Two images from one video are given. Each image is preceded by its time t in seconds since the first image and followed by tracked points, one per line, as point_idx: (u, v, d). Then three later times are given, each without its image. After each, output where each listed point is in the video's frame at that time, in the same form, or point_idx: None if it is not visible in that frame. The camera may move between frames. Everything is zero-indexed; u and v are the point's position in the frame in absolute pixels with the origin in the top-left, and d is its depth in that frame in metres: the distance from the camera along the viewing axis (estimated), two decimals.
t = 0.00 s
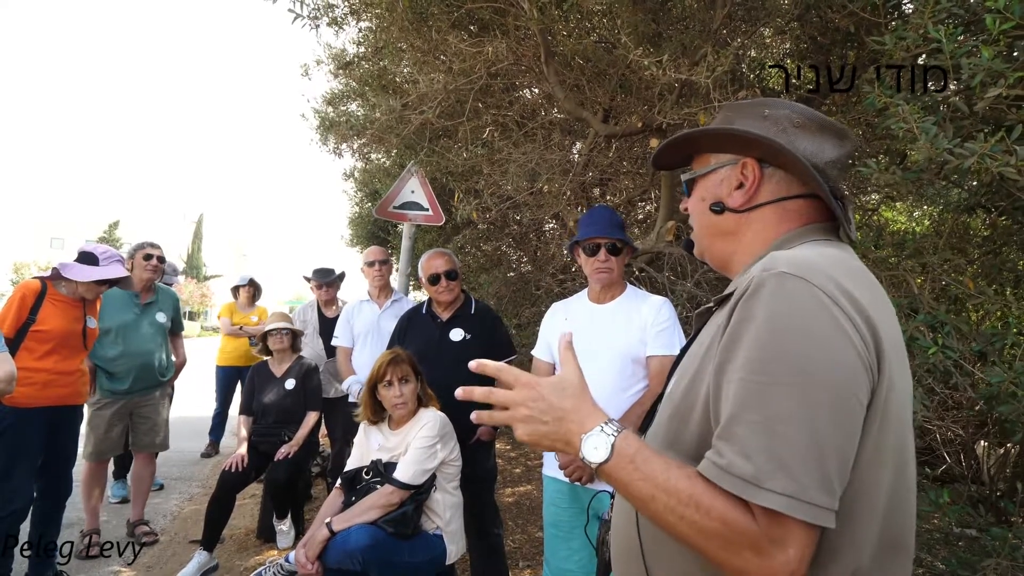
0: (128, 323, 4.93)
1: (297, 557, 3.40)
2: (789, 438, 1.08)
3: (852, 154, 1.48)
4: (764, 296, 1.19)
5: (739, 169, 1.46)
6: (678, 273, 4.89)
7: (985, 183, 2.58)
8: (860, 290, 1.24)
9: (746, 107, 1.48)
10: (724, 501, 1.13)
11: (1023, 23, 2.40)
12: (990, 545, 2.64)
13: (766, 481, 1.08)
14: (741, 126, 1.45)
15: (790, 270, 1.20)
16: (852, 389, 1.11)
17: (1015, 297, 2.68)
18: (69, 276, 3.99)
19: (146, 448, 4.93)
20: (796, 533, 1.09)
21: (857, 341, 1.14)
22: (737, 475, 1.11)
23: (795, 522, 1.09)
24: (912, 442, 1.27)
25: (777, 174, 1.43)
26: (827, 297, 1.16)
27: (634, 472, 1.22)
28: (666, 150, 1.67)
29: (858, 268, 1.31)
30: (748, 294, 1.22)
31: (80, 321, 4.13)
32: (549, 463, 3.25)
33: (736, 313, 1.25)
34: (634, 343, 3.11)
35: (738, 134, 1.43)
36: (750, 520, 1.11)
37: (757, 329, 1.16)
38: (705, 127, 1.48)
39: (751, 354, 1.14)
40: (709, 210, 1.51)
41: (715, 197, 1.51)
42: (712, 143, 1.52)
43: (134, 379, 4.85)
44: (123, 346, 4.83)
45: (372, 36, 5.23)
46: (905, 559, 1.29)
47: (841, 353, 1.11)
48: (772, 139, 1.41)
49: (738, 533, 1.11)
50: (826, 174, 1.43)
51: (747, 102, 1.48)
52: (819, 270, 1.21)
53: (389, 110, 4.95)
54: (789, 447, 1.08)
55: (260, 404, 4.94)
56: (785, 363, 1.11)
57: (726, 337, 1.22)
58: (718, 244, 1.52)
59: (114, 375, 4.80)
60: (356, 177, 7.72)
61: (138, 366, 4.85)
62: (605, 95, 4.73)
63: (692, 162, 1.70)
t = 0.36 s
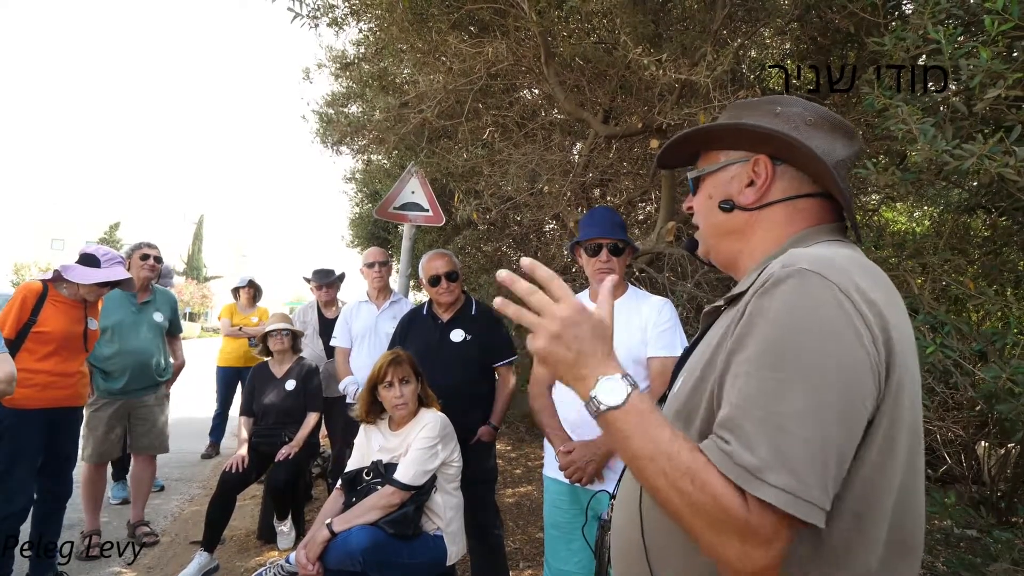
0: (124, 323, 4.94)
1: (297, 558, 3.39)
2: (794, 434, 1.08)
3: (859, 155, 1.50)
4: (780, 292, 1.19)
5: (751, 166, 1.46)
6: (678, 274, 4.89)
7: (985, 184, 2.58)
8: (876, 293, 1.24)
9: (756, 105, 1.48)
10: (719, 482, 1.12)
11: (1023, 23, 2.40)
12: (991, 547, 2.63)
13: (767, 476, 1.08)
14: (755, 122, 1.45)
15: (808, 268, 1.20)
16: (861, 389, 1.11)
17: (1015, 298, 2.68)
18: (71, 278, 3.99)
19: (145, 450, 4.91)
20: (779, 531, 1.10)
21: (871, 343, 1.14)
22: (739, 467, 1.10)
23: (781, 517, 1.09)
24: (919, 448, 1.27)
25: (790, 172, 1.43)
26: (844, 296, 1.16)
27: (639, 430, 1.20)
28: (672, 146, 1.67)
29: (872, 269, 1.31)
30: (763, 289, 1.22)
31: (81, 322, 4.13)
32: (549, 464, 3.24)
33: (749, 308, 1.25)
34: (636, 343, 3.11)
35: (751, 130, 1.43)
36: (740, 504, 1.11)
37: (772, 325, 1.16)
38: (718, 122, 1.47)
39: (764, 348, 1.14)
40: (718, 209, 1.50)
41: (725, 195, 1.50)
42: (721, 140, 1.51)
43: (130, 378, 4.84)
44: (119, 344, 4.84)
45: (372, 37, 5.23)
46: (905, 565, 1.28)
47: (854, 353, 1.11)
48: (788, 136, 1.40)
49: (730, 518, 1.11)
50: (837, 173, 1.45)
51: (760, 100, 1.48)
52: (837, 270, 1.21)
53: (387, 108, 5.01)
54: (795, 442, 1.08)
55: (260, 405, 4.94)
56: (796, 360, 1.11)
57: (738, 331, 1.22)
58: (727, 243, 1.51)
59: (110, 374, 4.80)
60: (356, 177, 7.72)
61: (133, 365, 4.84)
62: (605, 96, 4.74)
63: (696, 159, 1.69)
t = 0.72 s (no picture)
0: (123, 322, 4.94)
1: (298, 558, 3.40)
2: (803, 437, 1.08)
3: (861, 156, 1.50)
4: (779, 293, 1.19)
5: (752, 165, 1.46)
6: (678, 274, 4.89)
7: (983, 183, 2.57)
8: (874, 289, 1.24)
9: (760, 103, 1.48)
10: (732, 501, 1.13)
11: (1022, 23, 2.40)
12: (991, 547, 2.63)
13: (779, 480, 1.08)
14: (756, 120, 1.45)
15: (805, 268, 1.20)
16: (866, 388, 1.11)
17: (1015, 297, 2.68)
18: (70, 278, 3.99)
19: (145, 450, 4.90)
20: (807, 535, 1.09)
21: (872, 340, 1.14)
22: (751, 475, 1.10)
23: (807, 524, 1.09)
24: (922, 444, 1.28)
25: (791, 171, 1.43)
26: (844, 295, 1.16)
27: (638, 468, 1.21)
28: (673, 145, 1.67)
29: (871, 265, 1.32)
30: (762, 291, 1.22)
31: (80, 322, 4.13)
32: (548, 465, 3.24)
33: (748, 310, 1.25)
34: (634, 343, 3.12)
35: (753, 128, 1.43)
36: (760, 520, 1.11)
37: (773, 327, 1.16)
38: (720, 121, 1.47)
39: (767, 351, 1.14)
40: (719, 207, 1.50)
41: (725, 194, 1.50)
42: (723, 138, 1.52)
43: (129, 376, 4.84)
44: (119, 343, 4.85)
45: (372, 37, 5.24)
46: (912, 557, 1.29)
47: (857, 351, 1.11)
48: (790, 135, 1.40)
49: (750, 533, 1.11)
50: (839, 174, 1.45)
51: (762, 99, 1.48)
52: (835, 268, 1.21)
53: (387, 108, 5.01)
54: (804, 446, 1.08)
55: (260, 405, 4.93)
56: (800, 362, 1.11)
57: (739, 334, 1.22)
58: (727, 241, 1.51)
59: (110, 373, 4.80)
60: (356, 177, 7.73)
61: (133, 363, 4.84)
62: (605, 96, 4.74)
63: (698, 158, 1.69)
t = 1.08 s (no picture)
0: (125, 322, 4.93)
1: (298, 558, 3.39)
2: (805, 441, 1.08)
3: (865, 158, 1.51)
4: (782, 296, 1.19)
5: (760, 162, 1.46)
6: (678, 273, 4.89)
7: (984, 181, 2.56)
8: (877, 292, 1.24)
9: (771, 99, 1.47)
10: (726, 507, 1.13)
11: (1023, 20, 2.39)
12: (990, 546, 2.63)
13: (780, 484, 1.08)
14: (767, 117, 1.44)
15: (808, 271, 1.21)
16: (868, 391, 1.11)
17: (1015, 295, 2.68)
18: (70, 278, 3.99)
19: (145, 451, 4.91)
20: (804, 537, 1.10)
21: (874, 344, 1.14)
22: (752, 479, 1.10)
23: (804, 525, 1.09)
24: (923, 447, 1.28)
25: (798, 170, 1.44)
26: (847, 298, 1.16)
27: (628, 486, 1.21)
28: (681, 136, 1.66)
29: (873, 268, 1.32)
30: (765, 293, 1.22)
31: (79, 322, 4.13)
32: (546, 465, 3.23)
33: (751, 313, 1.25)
34: (631, 343, 3.12)
35: (764, 125, 1.42)
36: (756, 524, 1.11)
37: (775, 330, 1.16)
38: (731, 115, 1.46)
39: (769, 354, 1.14)
40: (724, 203, 1.50)
41: (731, 190, 1.50)
42: (731, 133, 1.51)
43: (131, 376, 4.83)
44: (121, 344, 4.84)
45: (372, 37, 5.24)
46: (911, 560, 1.29)
47: (860, 354, 1.12)
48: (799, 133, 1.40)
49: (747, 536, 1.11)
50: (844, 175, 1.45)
51: (773, 94, 1.47)
52: (838, 272, 1.21)
53: (387, 108, 5.01)
54: (806, 449, 1.08)
55: (260, 405, 4.93)
56: (802, 365, 1.11)
57: (741, 336, 1.22)
58: (730, 238, 1.51)
59: (112, 373, 4.81)
60: (356, 177, 7.72)
61: (135, 363, 4.83)
62: (605, 95, 4.74)
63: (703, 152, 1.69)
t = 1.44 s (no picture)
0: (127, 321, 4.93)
1: (298, 557, 3.39)
2: (791, 440, 1.08)
3: (865, 158, 1.52)
4: (777, 296, 1.19)
5: (761, 160, 1.46)
6: (677, 273, 4.89)
7: (984, 182, 2.56)
8: (873, 296, 1.24)
9: (773, 97, 1.47)
10: (708, 490, 1.13)
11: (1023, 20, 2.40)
12: (989, 545, 2.63)
13: (763, 480, 1.08)
14: (768, 114, 1.44)
15: (804, 271, 1.21)
16: (857, 393, 1.11)
17: (1015, 295, 2.68)
18: (71, 278, 3.99)
19: (145, 449, 4.90)
20: (775, 535, 1.10)
21: (867, 346, 1.14)
22: (735, 474, 1.10)
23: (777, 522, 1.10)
24: (914, 454, 1.28)
25: (799, 169, 1.44)
26: (841, 300, 1.16)
27: (616, 450, 1.20)
28: (681, 133, 1.65)
29: (869, 272, 1.32)
30: (760, 293, 1.22)
31: (79, 321, 4.14)
32: (545, 464, 3.24)
33: (745, 312, 1.25)
34: (630, 343, 3.12)
35: (766, 123, 1.41)
36: (732, 512, 1.11)
37: (768, 328, 1.16)
38: (732, 113, 1.45)
39: (761, 353, 1.14)
40: (724, 201, 1.50)
41: (731, 188, 1.49)
42: (732, 131, 1.50)
43: (133, 375, 4.83)
44: (123, 342, 4.84)
45: (371, 36, 5.23)
46: (900, 564, 1.28)
47: (851, 356, 1.12)
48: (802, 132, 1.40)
49: (722, 523, 1.11)
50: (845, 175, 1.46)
51: (775, 93, 1.47)
52: (834, 274, 1.21)
53: (387, 108, 5.00)
54: (792, 448, 1.08)
55: (260, 404, 4.93)
56: (792, 365, 1.11)
57: (734, 335, 1.22)
58: (729, 236, 1.51)
59: (113, 371, 4.80)
60: (356, 176, 7.72)
61: (136, 362, 4.83)
62: (605, 95, 4.74)
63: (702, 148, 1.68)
